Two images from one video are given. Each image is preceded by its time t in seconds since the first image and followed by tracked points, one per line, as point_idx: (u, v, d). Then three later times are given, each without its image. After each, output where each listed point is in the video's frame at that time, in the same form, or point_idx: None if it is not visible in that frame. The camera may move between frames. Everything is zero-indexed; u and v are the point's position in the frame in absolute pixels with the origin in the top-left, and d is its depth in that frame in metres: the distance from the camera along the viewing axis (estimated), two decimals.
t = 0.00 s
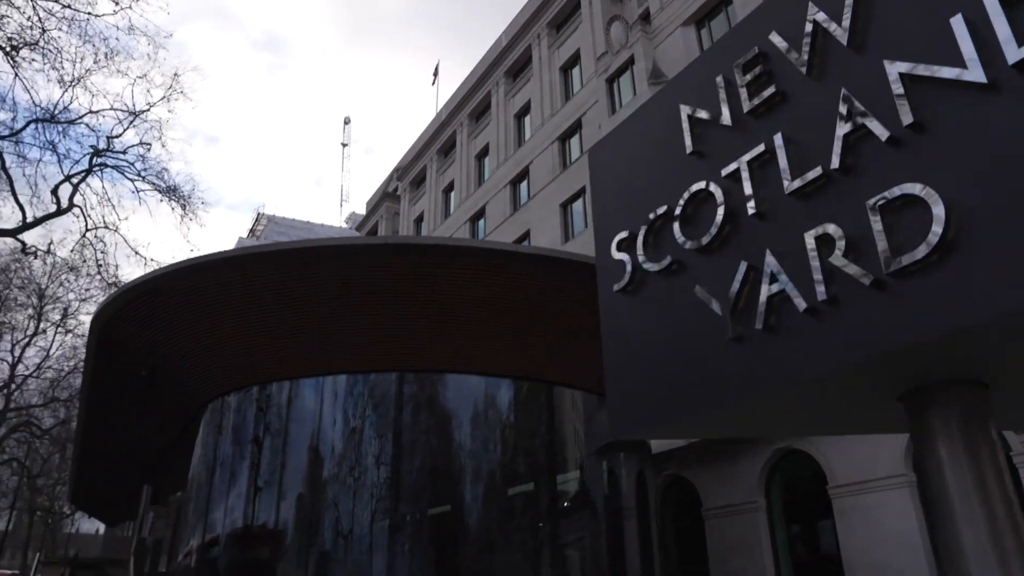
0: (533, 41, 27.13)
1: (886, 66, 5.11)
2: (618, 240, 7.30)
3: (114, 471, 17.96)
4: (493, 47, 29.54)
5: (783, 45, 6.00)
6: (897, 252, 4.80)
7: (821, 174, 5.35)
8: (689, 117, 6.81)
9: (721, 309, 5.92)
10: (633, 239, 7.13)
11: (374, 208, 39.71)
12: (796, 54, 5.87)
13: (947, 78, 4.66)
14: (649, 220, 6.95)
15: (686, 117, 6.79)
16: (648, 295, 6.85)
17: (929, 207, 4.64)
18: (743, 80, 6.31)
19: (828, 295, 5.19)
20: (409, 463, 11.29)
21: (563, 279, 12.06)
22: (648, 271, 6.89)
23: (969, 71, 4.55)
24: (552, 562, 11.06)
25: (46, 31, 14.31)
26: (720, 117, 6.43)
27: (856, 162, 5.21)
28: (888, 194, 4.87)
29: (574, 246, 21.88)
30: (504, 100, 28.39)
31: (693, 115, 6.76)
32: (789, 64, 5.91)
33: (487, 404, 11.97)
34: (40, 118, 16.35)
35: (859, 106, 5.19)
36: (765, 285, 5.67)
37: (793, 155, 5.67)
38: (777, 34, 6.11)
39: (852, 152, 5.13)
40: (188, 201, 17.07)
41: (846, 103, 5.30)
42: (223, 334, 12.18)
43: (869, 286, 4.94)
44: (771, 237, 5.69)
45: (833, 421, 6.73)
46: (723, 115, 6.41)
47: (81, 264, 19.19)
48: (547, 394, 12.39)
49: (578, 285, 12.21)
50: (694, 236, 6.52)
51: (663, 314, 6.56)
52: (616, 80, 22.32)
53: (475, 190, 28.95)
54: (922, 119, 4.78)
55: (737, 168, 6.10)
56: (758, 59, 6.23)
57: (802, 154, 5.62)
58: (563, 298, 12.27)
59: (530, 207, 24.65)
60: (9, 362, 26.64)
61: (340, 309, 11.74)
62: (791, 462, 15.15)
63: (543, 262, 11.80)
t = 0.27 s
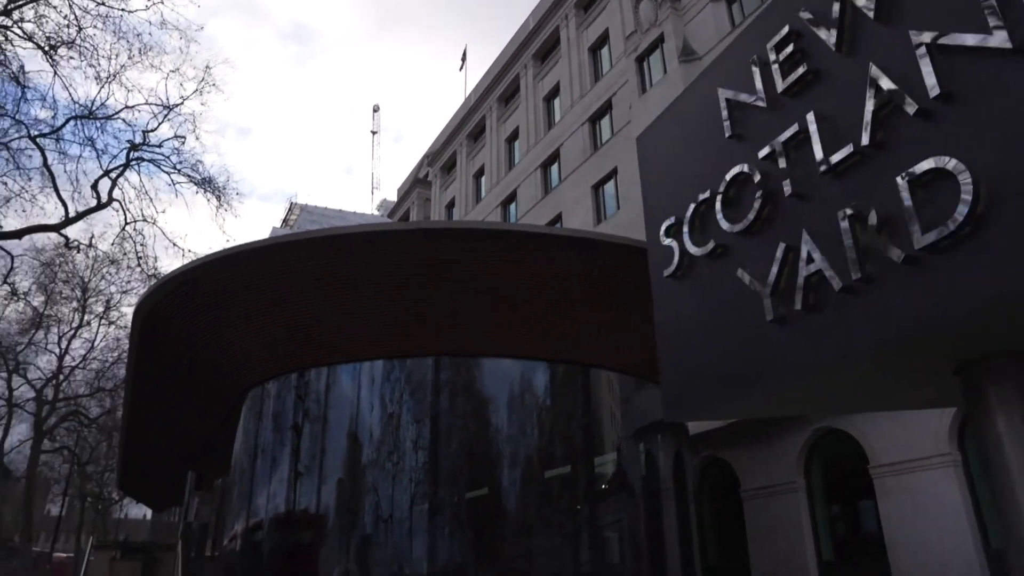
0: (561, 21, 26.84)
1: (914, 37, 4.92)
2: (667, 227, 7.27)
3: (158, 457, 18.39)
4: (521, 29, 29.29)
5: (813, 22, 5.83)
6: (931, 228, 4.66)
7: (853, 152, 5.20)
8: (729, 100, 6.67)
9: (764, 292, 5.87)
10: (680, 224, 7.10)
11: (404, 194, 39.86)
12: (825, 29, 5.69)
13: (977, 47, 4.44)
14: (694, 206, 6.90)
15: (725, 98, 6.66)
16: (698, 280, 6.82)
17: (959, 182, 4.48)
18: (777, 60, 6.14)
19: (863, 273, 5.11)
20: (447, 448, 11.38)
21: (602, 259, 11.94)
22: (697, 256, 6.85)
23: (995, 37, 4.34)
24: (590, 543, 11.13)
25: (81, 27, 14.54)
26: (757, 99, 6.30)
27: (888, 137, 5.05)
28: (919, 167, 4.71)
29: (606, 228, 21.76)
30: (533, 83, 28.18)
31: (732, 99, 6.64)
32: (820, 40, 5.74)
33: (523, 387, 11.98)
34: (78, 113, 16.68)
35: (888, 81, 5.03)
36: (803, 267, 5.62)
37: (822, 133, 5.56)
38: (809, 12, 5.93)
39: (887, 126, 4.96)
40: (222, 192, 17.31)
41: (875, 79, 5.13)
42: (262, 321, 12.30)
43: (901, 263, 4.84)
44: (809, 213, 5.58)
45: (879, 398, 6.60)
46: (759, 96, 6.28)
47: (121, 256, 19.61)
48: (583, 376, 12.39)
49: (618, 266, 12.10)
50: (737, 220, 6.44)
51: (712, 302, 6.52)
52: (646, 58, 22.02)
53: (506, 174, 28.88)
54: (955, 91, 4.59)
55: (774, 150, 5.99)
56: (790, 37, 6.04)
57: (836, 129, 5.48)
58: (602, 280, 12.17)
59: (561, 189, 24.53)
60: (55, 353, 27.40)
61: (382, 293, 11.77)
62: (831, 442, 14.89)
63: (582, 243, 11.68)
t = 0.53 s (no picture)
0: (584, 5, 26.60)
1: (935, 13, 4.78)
2: (707, 213, 7.26)
3: (194, 445, 18.73)
4: (543, 13, 29.05)
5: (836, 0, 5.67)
6: (955, 208, 4.58)
7: (878, 133, 5.11)
8: (758, 85, 6.57)
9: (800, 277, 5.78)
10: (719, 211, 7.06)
11: (428, 182, 39.93)
12: (848, 7, 5.54)
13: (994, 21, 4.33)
14: (731, 192, 6.85)
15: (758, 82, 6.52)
16: (738, 264, 6.79)
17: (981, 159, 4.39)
18: (803, 41, 6.00)
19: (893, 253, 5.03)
20: (476, 434, 11.43)
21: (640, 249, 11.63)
22: (736, 243, 6.79)
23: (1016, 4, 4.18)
24: (621, 527, 11.15)
25: (108, 24, 14.76)
26: (785, 82, 6.18)
27: (914, 115, 4.95)
28: (942, 146, 4.62)
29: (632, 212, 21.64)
30: (556, 67, 27.98)
31: (761, 83, 6.53)
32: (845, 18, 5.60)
33: (551, 373, 11.97)
34: (107, 109, 16.96)
35: (909, 60, 4.91)
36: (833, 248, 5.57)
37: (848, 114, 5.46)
38: None
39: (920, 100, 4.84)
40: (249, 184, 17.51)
41: (897, 58, 5.01)
42: (294, 311, 12.24)
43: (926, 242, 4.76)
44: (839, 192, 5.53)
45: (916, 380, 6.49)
46: (788, 80, 6.16)
47: (152, 250, 19.94)
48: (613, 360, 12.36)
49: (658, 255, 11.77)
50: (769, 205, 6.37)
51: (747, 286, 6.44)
52: (669, 40, 21.76)
53: (530, 159, 28.78)
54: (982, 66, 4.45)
55: (804, 134, 5.88)
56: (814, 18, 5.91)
57: (863, 109, 5.38)
58: (639, 269, 11.90)
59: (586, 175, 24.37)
60: (91, 344, 28.00)
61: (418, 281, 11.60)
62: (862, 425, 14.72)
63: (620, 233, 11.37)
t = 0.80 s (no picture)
0: None
1: None
2: (754, 197, 6.99)
3: (230, 430, 19.09)
4: None
5: None
6: (984, 183, 4.42)
7: (908, 111, 4.95)
8: (797, 66, 6.37)
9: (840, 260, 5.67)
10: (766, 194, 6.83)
11: (455, 167, 39.96)
12: None
13: None
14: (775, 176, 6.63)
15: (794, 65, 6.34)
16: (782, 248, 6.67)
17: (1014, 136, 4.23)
18: (837, 18, 5.79)
19: (925, 232, 4.89)
20: (508, 419, 11.42)
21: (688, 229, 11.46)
22: (783, 225, 6.54)
23: None
24: (653, 510, 11.16)
25: (137, 17, 14.93)
26: (823, 61, 5.97)
27: (942, 91, 4.77)
28: (970, 121, 4.41)
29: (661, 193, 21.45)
30: (582, 48, 27.68)
31: (800, 64, 6.33)
32: None
33: (583, 357, 11.85)
34: (138, 101, 17.19)
35: (935, 34, 4.73)
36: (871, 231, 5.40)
37: (882, 94, 5.30)
38: None
39: (957, 75, 4.68)
40: (278, 172, 17.66)
41: (924, 32, 4.82)
42: (330, 296, 12.15)
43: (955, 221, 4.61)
44: (881, 166, 5.31)
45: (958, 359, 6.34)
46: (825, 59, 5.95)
47: (185, 239, 20.24)
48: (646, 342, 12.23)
49: (705, 236, 11.61)
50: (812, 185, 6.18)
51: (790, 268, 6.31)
52: (697, 17, 21.40)
53: (557, 142, 28.61)
54: (1010, 40, 4.27)
55: (840, 113, 5.70)
56: None
57: (900, 84, 5.20)
58: (685, 251, 11.77)
59: (613, 156, 24.18)
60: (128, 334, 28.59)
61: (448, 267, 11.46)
62: (899, 405, 14.47)
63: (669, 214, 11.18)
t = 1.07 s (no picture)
0: None
1: None
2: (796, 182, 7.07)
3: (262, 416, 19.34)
4: None
5: None
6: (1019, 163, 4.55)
7: (939, 92, 5.06)
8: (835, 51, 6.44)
9: (879, 244, 5.51)
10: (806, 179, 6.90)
11: (479, 152, 39.88)
12: None
13: None
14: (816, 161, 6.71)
15: (824, 46, 6.26)
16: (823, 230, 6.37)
17: None
18: None
19: (957, 212, 4.99)
20: (536, 404, 11.42)
21: (723, 207, 11.34)
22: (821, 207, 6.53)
23: None
24: (682, 493, 11.14)
25: (161, 7, 15.08)
26: (853, 44, 6.05)
27: (973, 71, 4.78)
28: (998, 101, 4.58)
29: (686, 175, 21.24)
30: (605, 30, 27.39)
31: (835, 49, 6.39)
32: None
33: (610, 341, 11.79)
34: (165, 91, 17.36)
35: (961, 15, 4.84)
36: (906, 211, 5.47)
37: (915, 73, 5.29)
38: None
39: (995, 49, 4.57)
40: (302, 159, 17.77)
41: (953, 12, 4.95)
42: (359, 281, 12.15)
43: (983, 201, 4.77)
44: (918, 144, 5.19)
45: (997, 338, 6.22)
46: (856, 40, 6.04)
47: (212, 228, 20.45)
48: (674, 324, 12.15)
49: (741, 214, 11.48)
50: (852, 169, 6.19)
51: (825, 250, 6.29)
52: None
53: (581, 125, 28.41)
54: None
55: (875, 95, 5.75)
56: None
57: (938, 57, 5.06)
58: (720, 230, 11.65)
59: (638, 138, 23.95)
60: (158, 322, 29.05)
61: (473, 250, 11.44)
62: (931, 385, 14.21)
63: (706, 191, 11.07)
